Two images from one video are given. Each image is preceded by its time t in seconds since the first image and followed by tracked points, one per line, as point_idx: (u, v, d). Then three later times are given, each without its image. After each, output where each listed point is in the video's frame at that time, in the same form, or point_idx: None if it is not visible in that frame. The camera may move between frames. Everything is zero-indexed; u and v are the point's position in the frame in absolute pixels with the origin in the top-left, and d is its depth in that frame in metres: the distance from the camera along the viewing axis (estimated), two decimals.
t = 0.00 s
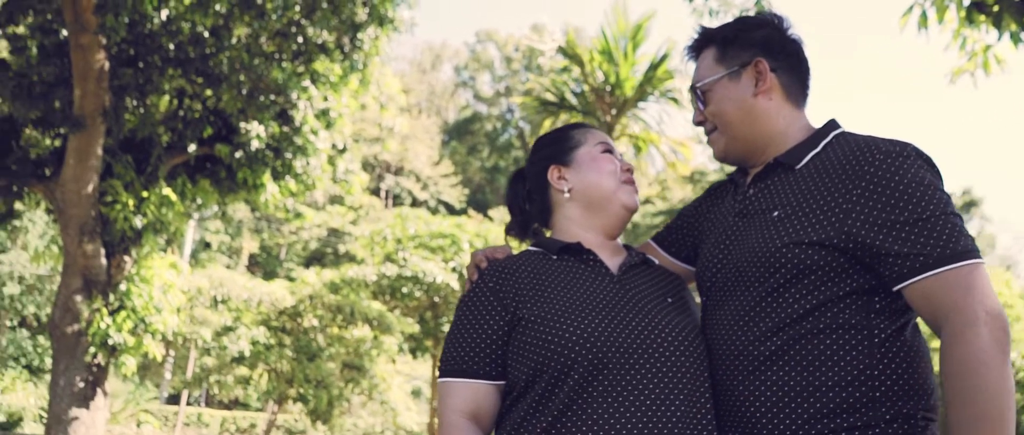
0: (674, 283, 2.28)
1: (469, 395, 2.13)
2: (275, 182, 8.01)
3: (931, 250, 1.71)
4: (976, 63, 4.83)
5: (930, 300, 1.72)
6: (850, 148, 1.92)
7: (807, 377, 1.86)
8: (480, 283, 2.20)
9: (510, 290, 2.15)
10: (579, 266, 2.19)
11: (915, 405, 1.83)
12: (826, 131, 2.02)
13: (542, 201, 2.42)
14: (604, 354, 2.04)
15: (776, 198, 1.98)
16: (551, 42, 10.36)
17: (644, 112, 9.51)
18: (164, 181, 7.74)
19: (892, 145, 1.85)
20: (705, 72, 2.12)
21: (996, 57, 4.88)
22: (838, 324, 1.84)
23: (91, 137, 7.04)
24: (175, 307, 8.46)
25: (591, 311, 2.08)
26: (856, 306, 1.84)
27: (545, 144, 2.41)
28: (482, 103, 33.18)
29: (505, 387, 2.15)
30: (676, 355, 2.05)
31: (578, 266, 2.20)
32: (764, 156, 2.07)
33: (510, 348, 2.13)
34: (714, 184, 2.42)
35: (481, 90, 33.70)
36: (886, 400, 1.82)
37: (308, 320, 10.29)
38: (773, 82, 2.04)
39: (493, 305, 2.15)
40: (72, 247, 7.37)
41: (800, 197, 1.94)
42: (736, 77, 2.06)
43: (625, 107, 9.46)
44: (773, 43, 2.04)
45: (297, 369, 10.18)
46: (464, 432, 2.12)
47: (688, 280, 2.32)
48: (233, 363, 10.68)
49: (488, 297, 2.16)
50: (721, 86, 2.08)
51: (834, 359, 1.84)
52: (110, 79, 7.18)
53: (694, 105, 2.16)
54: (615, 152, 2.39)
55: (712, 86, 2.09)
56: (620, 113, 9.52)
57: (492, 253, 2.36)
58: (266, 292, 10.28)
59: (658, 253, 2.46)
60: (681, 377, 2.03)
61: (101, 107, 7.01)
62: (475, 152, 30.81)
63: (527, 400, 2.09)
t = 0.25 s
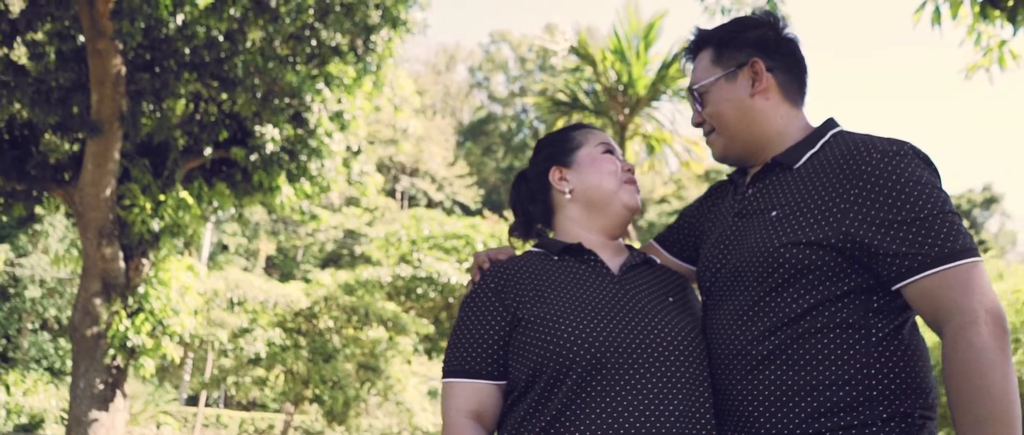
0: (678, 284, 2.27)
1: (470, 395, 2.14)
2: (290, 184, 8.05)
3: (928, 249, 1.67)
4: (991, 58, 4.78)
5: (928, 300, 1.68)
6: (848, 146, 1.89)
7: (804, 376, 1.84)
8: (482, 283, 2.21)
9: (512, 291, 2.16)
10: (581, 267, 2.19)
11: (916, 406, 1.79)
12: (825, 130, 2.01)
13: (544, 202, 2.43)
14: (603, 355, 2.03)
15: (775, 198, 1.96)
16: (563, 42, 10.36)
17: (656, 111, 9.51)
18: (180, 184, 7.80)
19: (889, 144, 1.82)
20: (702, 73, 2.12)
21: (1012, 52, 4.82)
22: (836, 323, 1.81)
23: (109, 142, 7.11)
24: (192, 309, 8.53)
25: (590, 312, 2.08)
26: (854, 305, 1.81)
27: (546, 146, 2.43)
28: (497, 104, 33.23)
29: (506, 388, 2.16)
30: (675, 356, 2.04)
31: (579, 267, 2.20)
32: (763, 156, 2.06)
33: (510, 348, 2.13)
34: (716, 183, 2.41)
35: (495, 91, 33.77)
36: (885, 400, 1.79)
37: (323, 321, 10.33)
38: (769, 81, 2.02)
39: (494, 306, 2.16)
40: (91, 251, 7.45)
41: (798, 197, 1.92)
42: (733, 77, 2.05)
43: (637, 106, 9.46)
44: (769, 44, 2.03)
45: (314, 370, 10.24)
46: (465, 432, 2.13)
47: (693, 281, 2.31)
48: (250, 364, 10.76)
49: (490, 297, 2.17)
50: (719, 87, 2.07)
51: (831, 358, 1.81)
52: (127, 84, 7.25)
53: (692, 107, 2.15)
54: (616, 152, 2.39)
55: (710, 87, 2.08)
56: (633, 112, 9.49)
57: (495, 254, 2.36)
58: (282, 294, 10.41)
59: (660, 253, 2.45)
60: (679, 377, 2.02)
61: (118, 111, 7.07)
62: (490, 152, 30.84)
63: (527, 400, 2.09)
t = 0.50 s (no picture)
0: (682, 282, 2.27)
1: (474, 395, 2.15)
2: (307, 186, 8.10)
3: (928, 250, 1.68)
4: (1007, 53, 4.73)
5: (926, 300, 1.69)
6: (848, 147, 1.89)
7: (804, 375, 1.85)
8: (486, 284, 2.21)
9: (515, 292, 2.17)
10: (584, 268, 2.19)
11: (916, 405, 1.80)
12: (825, 129, 2.00)
13: (548, 203, 2.43)
14: (606, 355, 2.04)
15: (775, 198, 1.97)
16: (576, 41, 10.36)
17: (670, 110, 9.51)
18: (198, 187, 7.87)
19: (888, 144, 1.83)
20: (702, 74, 2.11)
21: None
22: (836, 323, 1.82)
23: (128, 146, 7.19)
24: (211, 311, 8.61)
25: (593, 312, 2.09)
26: (854, 304, 1.82)
27: (549, 147, 2.42)
28: (512, 104, 33.27)
29: (509, 387, 2.17)
30: (677, 355, 2.05)
31: (581, 268, 2.20)
32: (764, 157, 2.06)
33: (513, 348, 2.14)
34: (718, 184, 2.41)
35: (511, 91, 33.83)
36: (885, 399, 1.80)
37: (340, 323, 10.42)
38: (770, 82, 2.02)
39: (498, 307, 2.16)
40: (111, 254, 7.54)
41: (798, 197, 1.92)
42: (733, 78, 2.04)
43: (650, 105, 9.46)
44: (768, 44, 2.02)
45: (331, 371, 10.31)
46: (470, 432, 2.14)
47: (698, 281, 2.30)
48: (268, 366, 10.84)
49: (493, 298, 2.18)
50: (719, 88, 2.07)
51: (830, 358, 1.82)
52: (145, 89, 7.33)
53: (693, 108, 2.15)
54: (619, 153, 2.39)
55: (710, 88, 2.08)
56: (646, 112, 9.48)
57: (499, 255, 2.36)
58: (298, 295, 10.50)
59: (664, 254, 2.45)
60: (682, 376, 2.02)
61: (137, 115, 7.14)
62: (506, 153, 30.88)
63: (530, 399, 2.10)
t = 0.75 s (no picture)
0: (687, 284, 2.27)
1: (478, 395, 2.15)
2: (323, 189, 8.14)
3: (928, 252, 1.69)
4: None
5: (926, 303, 1.70)
6: (849, 148, 1.90)
7: (805, 376, 1.84)
8: (492, 285, 2.22)
9: (520, 293, 2.17)
10: (588, 269, 2.19)
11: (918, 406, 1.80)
12: (827, 130, 2.00)
13: (553, 205, 2.44)
14: (609, 355, 2.04)
15: (777, 200, 1.96)
16: (590, 42, 10.35)
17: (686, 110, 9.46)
18: (215, 191, 7.94)
19: (889, 145, 1.83)
20: (704, 77, 2.11)
21: None
22: (837, 323, 1.82)
23: (146, 150, 7.29)
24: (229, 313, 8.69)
25: (597, 313, 2.09)
26: (856, 305, 1.81)
27: (554, 150, 2.43)
28: (528, 105, 33.30)
29: (513, 387, 2.17)
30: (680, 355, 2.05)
31: (586, 269, 2.20)
32: (766, 158, 2.05)
33: (518, 348, 2.15)
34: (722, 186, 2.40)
35: (526, 92, 33.87)
36: (887, 400, 1.80)
37: (356, 324, 10.50)
38: (771, 84, 2.02)
39: (503, 308, 2.17)
40: (130, 257, 7.62)
41: (800, 199, 1.92)
42: (734, 80, 2.04)
43: (664, 105, 9.39)
44: (769, 45, 2.02)
45: (347, 373, 10.39)
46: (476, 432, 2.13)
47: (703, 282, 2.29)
48: (286, 367, 10.93)
49: (498, 298, 2.18)
50: (721, 90, 2.07)
51: (832, 358, 1.82)
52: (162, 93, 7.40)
53: (695, 110, 2.15)
54: (623, 156, 2.39)
55: (712, 90, 2.08)
56: (661, 112, 9.45)
57: (506, 255, 2.36)
58: (315, 298, 10.59)
59: (668, 255, 2.44)
60: (684, 376, 2.02)
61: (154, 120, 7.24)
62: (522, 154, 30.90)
63: (533, 399, 2.10)
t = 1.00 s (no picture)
0: (694, 284, 2.27)
1: (484, 394, 2.16)
2: (338, 191, 8.15)
3: (928, 255, 1.71)
4: None
5: (925, 305, 1.72)
6: (851, 150, 1.90)
7: (810, 376, 1.84)
8: (499, 284, 2.22)
9: (527, 293, 2.18)
10: (595, 270, 2.19)
11: (919, 405, 1.81)
12: (829, 133, 1.99)
13: (559, 207, 2.44)
14: (615, 356, 2.04)
15: (779, 202, 1.96)
16: (603, 41, 10.36)
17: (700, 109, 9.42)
18: (232, 194, 8.00)
19: (888, 147, 1.83)
20: (706, 80, 2.10)
21: None
22: (840, 324, 1.82)
23: (163, 154, 7.37)
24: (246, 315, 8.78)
25: (603, 313, 2.09)
26: (859, 306, 1.82)
27: (560, 153, 2.43)
28: (543, 105, 33.34)
29: (519, 387, 2.17)
30: (684, 356, 2.05)
31: (592, 269, 2.20)
32: (770, 159, 2.04)
33: (524, 348, 2.15)
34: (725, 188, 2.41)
35: (541, 92, 33.95)
36: (890, 400, 1.80)
37: (372, 325, 10.52)
38: (772, 87, 2.01)
39: (509, 308, 2.17)
40: (149, 260, 7.70)
41: (801, 201, 1.92)
42: (736, 84, 2.03)
43: (678, 105, 9.35)
44: (769, 48, 2.02)
45: (363, 374, 10.46)
46: (482, 432, 2.14)
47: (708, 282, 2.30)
48: (303, 368, 11.01)
49: (505, 299, 2.19)
50: (723, 93, 2.06)
51: (836, 358, 1.82)
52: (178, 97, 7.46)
53: (696, 113, 2.14)
54: (629, 157, 2.39)
55: (714, 92, 2.06)
56: (675, 111, 9.41)
57: (513, 256, 2.36)
58: (331, 299, 10.64)
59: (674, 256, 2.44)
60: (689, 377, 2.03)
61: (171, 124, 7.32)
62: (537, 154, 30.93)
63: (540, 399, 2.10)
